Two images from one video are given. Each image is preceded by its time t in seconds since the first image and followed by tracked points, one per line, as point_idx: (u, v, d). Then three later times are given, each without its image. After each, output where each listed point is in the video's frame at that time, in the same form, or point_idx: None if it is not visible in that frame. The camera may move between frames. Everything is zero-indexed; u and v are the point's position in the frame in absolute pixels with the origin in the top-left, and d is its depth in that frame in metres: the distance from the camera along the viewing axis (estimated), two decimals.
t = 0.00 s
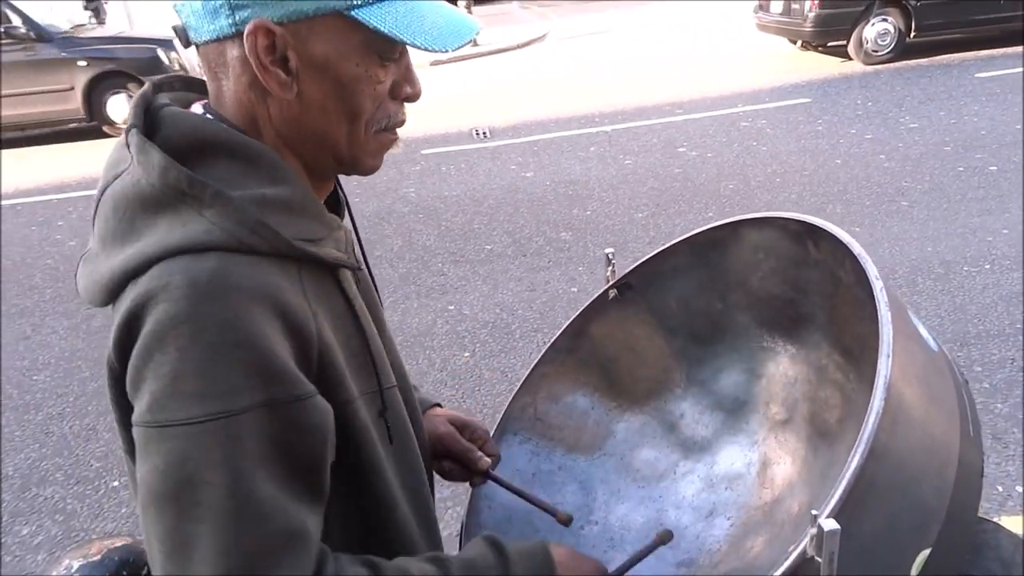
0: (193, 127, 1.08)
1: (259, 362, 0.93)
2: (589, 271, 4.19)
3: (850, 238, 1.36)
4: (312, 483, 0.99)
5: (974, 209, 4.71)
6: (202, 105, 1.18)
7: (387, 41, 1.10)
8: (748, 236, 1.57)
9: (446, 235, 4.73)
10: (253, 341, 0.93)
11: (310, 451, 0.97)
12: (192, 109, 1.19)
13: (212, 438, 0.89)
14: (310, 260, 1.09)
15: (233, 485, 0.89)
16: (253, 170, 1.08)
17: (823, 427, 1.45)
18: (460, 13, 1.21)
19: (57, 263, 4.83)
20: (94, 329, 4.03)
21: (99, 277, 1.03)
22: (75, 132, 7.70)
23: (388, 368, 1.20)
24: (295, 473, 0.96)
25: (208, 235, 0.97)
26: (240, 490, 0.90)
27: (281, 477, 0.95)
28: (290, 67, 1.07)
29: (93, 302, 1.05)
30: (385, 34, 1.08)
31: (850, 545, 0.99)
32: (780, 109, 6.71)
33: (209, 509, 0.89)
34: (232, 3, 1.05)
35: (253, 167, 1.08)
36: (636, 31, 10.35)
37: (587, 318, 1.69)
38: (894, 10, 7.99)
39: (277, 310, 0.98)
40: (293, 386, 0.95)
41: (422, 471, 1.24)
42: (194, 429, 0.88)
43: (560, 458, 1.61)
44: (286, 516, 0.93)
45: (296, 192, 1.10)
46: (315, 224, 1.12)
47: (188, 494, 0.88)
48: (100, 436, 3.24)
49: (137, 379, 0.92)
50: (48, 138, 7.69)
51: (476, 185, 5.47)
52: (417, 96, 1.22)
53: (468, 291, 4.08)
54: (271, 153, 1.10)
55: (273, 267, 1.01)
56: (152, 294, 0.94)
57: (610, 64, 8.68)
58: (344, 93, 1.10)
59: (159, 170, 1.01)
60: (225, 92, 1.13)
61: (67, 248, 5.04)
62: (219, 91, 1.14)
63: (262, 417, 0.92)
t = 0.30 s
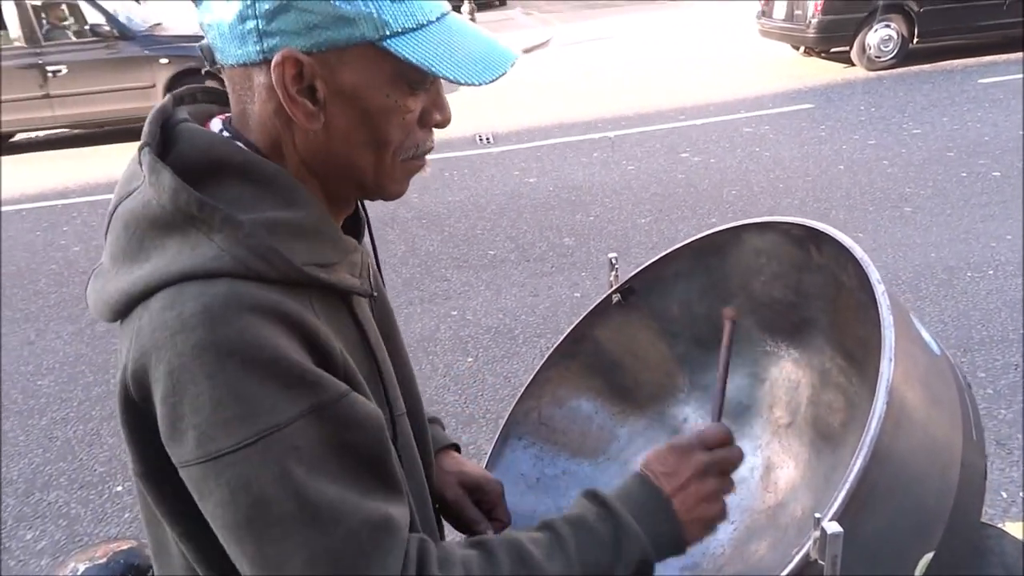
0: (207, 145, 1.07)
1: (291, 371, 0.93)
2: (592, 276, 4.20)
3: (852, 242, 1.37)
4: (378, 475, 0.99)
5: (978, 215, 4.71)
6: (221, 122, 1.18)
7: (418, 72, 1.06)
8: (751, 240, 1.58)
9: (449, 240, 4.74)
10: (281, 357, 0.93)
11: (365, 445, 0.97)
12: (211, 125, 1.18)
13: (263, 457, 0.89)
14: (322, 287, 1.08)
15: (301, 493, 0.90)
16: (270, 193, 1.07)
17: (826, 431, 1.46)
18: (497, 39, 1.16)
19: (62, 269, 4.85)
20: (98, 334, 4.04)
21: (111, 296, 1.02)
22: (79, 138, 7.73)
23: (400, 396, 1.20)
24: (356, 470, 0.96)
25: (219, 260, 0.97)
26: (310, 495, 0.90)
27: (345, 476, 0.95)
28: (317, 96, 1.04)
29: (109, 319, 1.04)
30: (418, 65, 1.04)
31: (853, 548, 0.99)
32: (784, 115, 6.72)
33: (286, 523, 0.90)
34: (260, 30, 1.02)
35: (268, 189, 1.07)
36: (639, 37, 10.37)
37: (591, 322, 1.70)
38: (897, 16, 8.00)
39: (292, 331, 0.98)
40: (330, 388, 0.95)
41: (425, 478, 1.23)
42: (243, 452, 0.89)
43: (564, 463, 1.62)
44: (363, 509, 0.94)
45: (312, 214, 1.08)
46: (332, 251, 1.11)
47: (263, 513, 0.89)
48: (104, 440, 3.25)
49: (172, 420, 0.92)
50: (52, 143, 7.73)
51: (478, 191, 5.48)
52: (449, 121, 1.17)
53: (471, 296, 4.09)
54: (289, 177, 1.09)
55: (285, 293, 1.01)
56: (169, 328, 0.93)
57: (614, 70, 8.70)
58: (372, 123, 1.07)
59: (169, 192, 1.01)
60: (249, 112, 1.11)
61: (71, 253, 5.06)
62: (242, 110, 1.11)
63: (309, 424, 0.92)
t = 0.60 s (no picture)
0: (248, 157, 1.07)
1: (281, 421, 0.92)
2: (595, 281, 4.20)
3: (854, 246, 1.37)
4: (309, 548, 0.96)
5: (980, 222, 4.71)
6: (262, 128, 1.17)
7: (472, 99, 1.05)
8: (753, 245, 1.58)
9: (451, 245, 4.75)
10: (281, 397, 0.92)
11: (310, 518, 0.94)
12: (252, 132, 1.18)
13: (203, 491, 0.89)
14: (354, 307, 1.07)
15: (215, 543, 0.89)
16: (308, 209, 1.07)
17: (828, 435, 1.46)
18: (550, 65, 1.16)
19: (65, 272, 4.86)
20: (101, 338, 4.05)
21: (140, 301, 1.02)
22: (82, 143, 7.76)
23: (428, 414, 1.20)
24: (290, 537, 0.94)
25: (250, 278, 0.97)
26: (219, 549, 0.89)
27: (273, 540, 0.93)
28: (368, 119, 1.04)
29: (136, 325, 1.04)
30: (472, 94, 1.03)
31: (857, 550, 0.99)
32: (786, 121, 6.73)
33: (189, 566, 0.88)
34: (316, 47, 1.01)
35: (307, 205, 1.07)
36: (641, 43, 10.39)
37: (594, 327, 1.69)
38: (902, 23, 8.01)
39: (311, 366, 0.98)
40: (305, 450, 0.92)
41: (445, 489, 1.21)
42: (194, 474, 0.89)
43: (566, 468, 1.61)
44: None
45: (351, 232, 1.08)
46: (368, 268, 1.10)
47: (171, 544, 0.89)
48: (106, 444, 3.25)
49: (156, 414, 0.93)
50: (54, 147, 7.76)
51: (481, 196, 5.48)
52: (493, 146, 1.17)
53: (474, 301, 4.09)
54: (329, 192, 1.09)
55: (312, 315, 1.00)
56: (183, 330, 0.94)
57: (617, 76, 8.72)
58: (420, 148, 1.06)
59: (207, 206, 1.01)
60: (294, 126, 1.10)
61: (75, 257, 5.07)
62: (287, 121, 1.10)
63: (265, 477, 0.91)
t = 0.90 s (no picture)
0: (250, 153, 1.07)
1: (303, 411, 0.92)
2: (597, 285, 4.19)
3: (860, 248, 1.36)
4: (359, 532, 0.97)
5: (984, 225, 4.69)
6: (264, 123, 1.17)
7: (470, 92, 1.04)
8: (756, 248, 1.58)
9: (454, 249, 4.74)
10: (296, 391, 0.92)
11: (354, 500, 0.95)
12: (255, 127, 1.18)
13: (248, 492, 0.87)
14: (355, 307, 1.07)
15: (271, 542, 0.88)
16: (310, 207, 1.07)
17: (832, 440, 1.44)
18: (558, 56, 1.14)
19: (68, 276, 4.86)
20: (103, 342, 4.05)
21: (139, 299, 1.02)
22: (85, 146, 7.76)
23: (429, 417, 1.19)
24: (338, 524, 0.94)
25: (249, 276, 0.96)
26: (277, 545, 0.88)
27: (322, 529, 0.93)
28: (363, 117, 1.03)
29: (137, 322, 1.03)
30: (471, 87, 1.02)
31: (863, 554, 0.98)
32: (789, 124, 6.72)
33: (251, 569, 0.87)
34: (306, 45, 1.00)
35: (309, 202, 1.07)
36: (644, 47, 10.39)
37: (598, 329, 1.69)
38: (911, 26, 8.00)
39: (316, 360, 0.97)
40: (336, 434, 0.93)
41: (447, 497, 1.22)
42: (231, 480, 0.87)
43: (568, 471, 1.60)
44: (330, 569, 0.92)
45: (351, 230, 1.08)
46: (368, 267, 1.10)
47: (228, 554, 0.87)
48: (108, 448, 3.25)
49: (173, 427, 0.91)
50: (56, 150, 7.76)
51: (483, 200, 5.48)
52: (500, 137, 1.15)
53: (476, 304, 4.08)
54: (330, 189, 1.08)
55: (312, 313, 0.99)
56: (188, 335, 0.92)
57: (622, 79, 8.71)
58: (419, 145, 1.05)
59: (206, 202, 1.00)
60: (292, 124, 1.09)
61: (77, 261, 5.07)
62: (285, 120, 1.10)
63: (303, 469, 0.91)
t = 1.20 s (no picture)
0: (241, 147, 1.06)
1: (299, 398, 0.91)
2: (603, 285, 4.18)
3: (867, 245, 1.34)
4: (368, 515, 0.97)
5: (993, 225, 4.66)
6: (255, 119, 1.16)
7: (453, 78, 1.03)
8: (763, 246, 1.56)
9: (459, 249, 4.73)
10: (289, 379, 0.91)
11: (360, 483, 0.95)
12: (246, 123, 1.17)
13: (252, 483, 0.87)
14: (345, 301, 1.05)
15: (279, 529, 0.88)
16: (300, 200, 1.06)
17: (840, 439, 1.44)
18: (544, 40, 1.13)
19: (75, 277, 4.87)
20: (109, 342, 4.05)
21: (130, 294, 1.01)
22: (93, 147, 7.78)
23: (424, 412, 1.18)
24: (346, 510, 0.95)
25: (237, 268, 0.95)
26: (286, 532, 0.88)
27: (331, 513, 0.93)
28: (347, 105, 1.02)
29: (130, 317, 1.02)
30: (454, 73, 1.01)
31: (872, 556, 0.96)
32: (796, 124, 6.69)
33: (263, 558, 0.87)
34: (288, 34, 0.99)
35: (301, 195, 1.06)
36: (651, 47, 10.37)
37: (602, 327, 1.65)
38: (931, 23, 7.96)
39: (308, 349, 0.96)
40: (335, 419, 0.93)
41: (446, 492, 1.21)
42: (232, 472, 0.87)
43: (573, 471, 1.58)
44: (342, 553, 0.92)
45: (340, 223, 1.07)
46: (362, 259, 1.09)
47: (240, 543, 0.87)
48: (113, 448, 3.25)
49: (170, 424, 0.91)
50: (65, 150, 7.78)
51: (489, 200, 5.47)
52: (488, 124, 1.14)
53: (480, 304, 4.07)
54: (318, 181, 1.07)
55: (301, 305, 0.98)
56: (178, 332, 0.91)
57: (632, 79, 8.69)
58: (404, 132, 1.05)
59: (192, 195, 0.99)
60: (279, 115, 1.08)
61: (84, 261, 5.08)
62: (273, 111, 1.09)
63: (305, 456, 0.91)
